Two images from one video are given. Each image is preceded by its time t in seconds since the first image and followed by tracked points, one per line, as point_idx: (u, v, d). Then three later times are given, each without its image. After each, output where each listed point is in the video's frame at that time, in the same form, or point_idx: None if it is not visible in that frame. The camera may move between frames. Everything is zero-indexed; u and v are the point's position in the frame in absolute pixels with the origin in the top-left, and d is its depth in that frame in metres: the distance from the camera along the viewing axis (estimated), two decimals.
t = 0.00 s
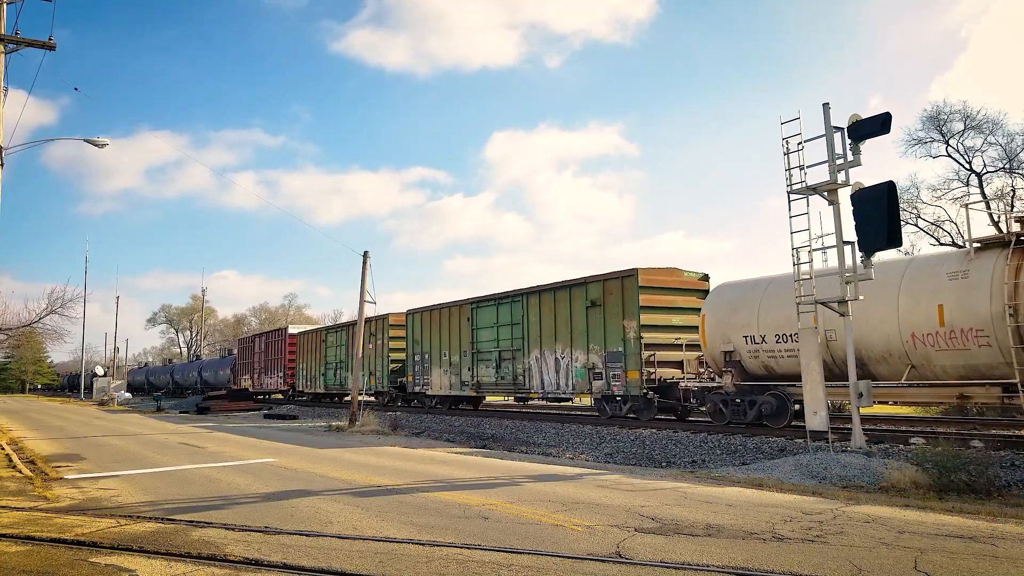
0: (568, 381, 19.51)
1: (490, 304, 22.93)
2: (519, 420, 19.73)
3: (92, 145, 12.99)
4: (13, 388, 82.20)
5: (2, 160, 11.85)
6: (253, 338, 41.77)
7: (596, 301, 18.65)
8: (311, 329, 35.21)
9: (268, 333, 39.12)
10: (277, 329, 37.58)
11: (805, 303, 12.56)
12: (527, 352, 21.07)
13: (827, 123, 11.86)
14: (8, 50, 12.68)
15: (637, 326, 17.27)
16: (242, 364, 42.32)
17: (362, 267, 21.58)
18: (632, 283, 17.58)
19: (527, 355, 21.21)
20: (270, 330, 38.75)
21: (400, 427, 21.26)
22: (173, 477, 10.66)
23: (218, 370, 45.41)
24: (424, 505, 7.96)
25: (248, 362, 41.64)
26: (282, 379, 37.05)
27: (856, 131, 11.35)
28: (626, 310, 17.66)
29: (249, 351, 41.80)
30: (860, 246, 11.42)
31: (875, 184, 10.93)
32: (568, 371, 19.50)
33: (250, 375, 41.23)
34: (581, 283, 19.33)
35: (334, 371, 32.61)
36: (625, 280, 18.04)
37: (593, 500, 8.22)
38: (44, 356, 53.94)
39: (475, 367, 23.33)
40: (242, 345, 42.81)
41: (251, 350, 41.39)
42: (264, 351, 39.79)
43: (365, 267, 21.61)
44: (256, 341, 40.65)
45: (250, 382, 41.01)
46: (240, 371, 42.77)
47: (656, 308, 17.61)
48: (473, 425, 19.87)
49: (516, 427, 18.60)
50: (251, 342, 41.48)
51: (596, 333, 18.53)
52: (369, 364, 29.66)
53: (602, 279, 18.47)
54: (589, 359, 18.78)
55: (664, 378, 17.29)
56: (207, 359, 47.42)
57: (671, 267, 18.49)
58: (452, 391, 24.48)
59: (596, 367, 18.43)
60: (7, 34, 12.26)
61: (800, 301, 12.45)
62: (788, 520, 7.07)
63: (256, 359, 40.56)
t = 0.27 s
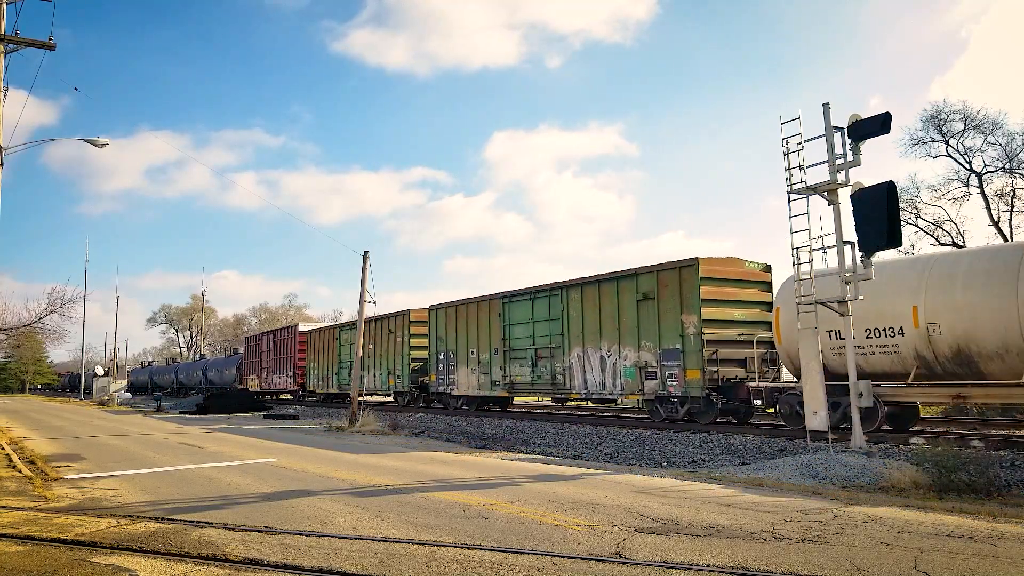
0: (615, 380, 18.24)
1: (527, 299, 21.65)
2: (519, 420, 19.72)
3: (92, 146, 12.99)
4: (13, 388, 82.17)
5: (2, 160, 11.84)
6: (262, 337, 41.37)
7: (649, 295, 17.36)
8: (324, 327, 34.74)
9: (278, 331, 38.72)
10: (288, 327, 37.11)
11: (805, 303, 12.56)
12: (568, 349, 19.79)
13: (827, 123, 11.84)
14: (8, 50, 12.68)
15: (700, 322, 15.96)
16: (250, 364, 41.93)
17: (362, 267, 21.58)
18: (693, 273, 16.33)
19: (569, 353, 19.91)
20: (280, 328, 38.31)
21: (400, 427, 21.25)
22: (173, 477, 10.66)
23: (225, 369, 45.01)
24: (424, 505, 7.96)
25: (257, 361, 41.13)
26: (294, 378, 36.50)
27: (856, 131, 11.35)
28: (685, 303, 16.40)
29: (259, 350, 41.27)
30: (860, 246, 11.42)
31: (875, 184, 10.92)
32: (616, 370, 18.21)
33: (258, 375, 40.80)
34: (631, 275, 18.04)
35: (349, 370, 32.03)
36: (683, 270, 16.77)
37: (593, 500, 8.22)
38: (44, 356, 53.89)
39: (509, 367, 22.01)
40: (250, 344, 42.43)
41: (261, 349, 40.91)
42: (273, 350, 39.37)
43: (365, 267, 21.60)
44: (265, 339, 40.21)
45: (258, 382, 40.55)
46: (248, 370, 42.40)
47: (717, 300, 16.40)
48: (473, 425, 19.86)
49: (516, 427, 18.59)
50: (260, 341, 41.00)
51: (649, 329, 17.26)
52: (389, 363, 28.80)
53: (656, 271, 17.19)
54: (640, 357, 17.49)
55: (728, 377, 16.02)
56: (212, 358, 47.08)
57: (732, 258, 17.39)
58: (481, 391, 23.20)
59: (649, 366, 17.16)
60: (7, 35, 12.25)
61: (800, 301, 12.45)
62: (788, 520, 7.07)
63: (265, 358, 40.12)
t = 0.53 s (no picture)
0: (671, 381, 16.73)
1: (569, 292, 20.18)
2: (519, 420, 19.72)
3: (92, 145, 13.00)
4: (13, 388, 82.17)
5: (2, 160, 11.85)
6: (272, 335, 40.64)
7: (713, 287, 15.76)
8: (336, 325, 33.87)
9: (288, 329, 37.96)
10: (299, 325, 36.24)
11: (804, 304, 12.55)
12: (617, 346, 18.28)
13: (827, 123, 11.85)
14: (8, 50, 12.68)
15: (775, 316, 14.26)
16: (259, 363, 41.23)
17: (362, 267, 21.58)
18: (764, 263, 14.64)
19: (617, 350, 18.37)
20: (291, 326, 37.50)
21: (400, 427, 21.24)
22: (173, 477, 10.66)
23: (232, 368, 44.31)
24: (424, 506, 7.96)
25: (267, 361, 40.29)
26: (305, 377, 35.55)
27: (856, 131, 11.36)
28: (754, 296, 14.79)
29: (268, 349, 40.38)
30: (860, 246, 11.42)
31: (874, 184, 10.92)
32: (672, 370, 16.70)
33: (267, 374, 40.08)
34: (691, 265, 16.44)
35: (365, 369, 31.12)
36: (753, 259, 15.21)
37: (593, 500, 8.22)
38: (44, 356, 53.87)
39: (550, 365, 20.54)
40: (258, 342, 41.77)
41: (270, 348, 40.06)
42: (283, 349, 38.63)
43: (365, 267, 21.60)
44: (275, 338, 39.46)
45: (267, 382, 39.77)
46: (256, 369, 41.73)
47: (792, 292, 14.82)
48: (473, 424, 19.86)
49: (516, 427, 18.59)
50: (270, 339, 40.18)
51: (712, 324, 15.69)
52: (410, 361, 27.67)
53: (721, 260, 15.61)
54: (703, 354, 15.91)
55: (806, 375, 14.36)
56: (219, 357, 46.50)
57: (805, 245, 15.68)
58: (517, 391, 21.79)
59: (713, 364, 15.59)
60: (7, 35, 12.25)
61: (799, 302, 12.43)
62: (788, 520, 7.07)
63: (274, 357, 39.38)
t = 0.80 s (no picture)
0: (738, 381, 15.28)
1: (616, 284, 18.74)
2: (519, 420, 19.71)
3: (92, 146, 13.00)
4: (13, 388, 82.18)
5: (2, 160, 11.85)
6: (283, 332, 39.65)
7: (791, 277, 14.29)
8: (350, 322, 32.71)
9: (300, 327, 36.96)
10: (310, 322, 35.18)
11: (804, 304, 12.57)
12: (674, 343, 16.87)
13: (826, 123, 11.83)
14: (8, 50, 12.68)
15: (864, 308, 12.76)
16: (268, 362, 40.31)
17: (362, 267, 21.59)
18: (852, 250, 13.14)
19: (674, 347, 16.93)
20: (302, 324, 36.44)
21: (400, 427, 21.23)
22: (173, 477, 10.67)
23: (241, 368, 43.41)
24: (424, 505, 7.96)
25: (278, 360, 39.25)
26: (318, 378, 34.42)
27: (856, 131, 11.35)
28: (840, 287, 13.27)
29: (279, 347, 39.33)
30: (860, 246, 11.42)
31: (874, 184, 10.92)
32: (740, 369, 15.25)
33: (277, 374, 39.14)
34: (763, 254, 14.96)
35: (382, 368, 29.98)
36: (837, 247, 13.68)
37: (593, 500, 8.22)
38: (44, 356, 53.87)
39: (597, 364, 19.08)
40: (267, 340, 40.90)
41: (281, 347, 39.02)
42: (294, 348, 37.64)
43: (365, 267, 21.61)
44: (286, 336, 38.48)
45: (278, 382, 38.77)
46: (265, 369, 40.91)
47: (884, 283, 13.07)
48: (473, 424, 19.85)
49: (516, 427, 18.58)
50: (282, 337, 39.12)
51: (788, 318, 14.20)
52: (434, 359, 26.46)
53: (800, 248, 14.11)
54: (777, 351, 14.45)
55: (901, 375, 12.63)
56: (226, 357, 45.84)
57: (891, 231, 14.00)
58: (558, 392, 20.42)
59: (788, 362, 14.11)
60: (7, 35, 12.26)
61: (799, 302, 12.44)
62: (788, 520, 7.07)
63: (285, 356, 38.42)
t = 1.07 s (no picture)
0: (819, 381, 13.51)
1: (671, 275, 16.98)
2: (519, 420, 19.71)
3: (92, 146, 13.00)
4: (13, 388, 82.17)
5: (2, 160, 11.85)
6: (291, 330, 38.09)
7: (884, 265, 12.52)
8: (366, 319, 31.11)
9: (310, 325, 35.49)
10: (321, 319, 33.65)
11: (803, 303, 12.55)
12: (742, 340, 15.06)
13: (827, 123, 11.81)
14: (7, 50, 12.68)
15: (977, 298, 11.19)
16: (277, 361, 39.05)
17: (362, 267, 21.59)
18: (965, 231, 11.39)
19: (742, 343, 15.15)
20: (313, 321, 34.93)
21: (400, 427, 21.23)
22: (173, 477, 10.67)
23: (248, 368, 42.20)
24: (424, 505, 7.96)
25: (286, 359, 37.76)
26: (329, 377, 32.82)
27: (857, 131, 11.34)
28: (947, 273, 11.55)
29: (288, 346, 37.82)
30: (860, 246, 11.42)
31: (875, 184, 10.91)
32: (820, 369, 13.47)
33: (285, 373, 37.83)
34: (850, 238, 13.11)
35: (402, 368, 28.35)
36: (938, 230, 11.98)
37: (593, 500, 8.21)
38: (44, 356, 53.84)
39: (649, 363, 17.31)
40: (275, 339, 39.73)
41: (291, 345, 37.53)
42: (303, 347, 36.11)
43: (365, 267, 21.61)
44: (295, 334, 37.01)
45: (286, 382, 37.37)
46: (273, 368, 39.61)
47: (989, 271, 11.65)
48: (473, 425, 19.86)
49: (516, 427, 18.58)
50: (292, 335, 37.60)
51: (882, 310, 12.42)
52: (460, 358, 24.81)
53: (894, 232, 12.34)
54: (869, 348, 12.56)
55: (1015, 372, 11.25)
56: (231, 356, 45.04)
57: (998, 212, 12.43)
58: (604, 393, 18.69)
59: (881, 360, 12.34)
60: (7, 35, 12.25)
61: (798, 302, 12.42)
62: (788, 520, 7.07)
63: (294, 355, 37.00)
